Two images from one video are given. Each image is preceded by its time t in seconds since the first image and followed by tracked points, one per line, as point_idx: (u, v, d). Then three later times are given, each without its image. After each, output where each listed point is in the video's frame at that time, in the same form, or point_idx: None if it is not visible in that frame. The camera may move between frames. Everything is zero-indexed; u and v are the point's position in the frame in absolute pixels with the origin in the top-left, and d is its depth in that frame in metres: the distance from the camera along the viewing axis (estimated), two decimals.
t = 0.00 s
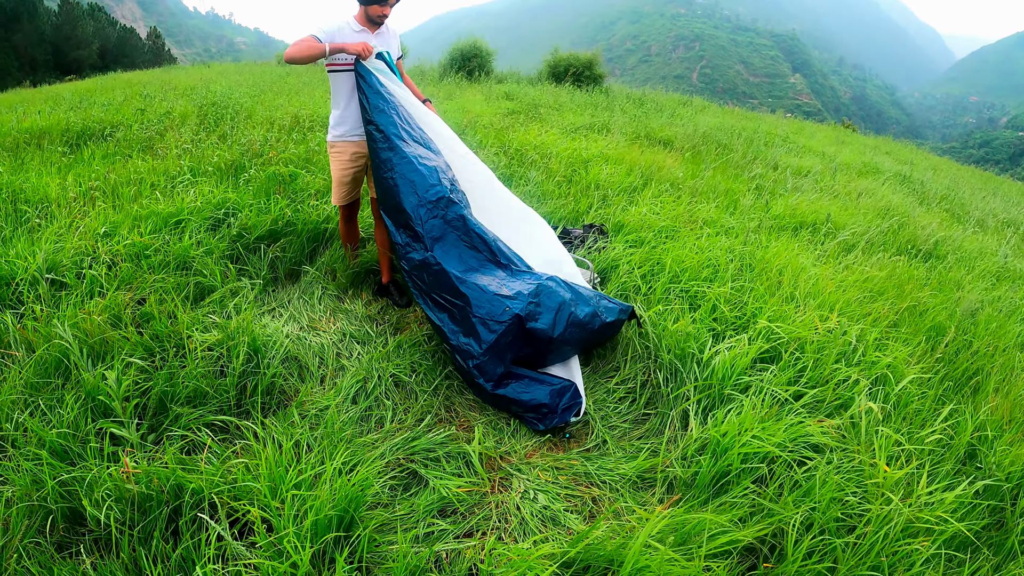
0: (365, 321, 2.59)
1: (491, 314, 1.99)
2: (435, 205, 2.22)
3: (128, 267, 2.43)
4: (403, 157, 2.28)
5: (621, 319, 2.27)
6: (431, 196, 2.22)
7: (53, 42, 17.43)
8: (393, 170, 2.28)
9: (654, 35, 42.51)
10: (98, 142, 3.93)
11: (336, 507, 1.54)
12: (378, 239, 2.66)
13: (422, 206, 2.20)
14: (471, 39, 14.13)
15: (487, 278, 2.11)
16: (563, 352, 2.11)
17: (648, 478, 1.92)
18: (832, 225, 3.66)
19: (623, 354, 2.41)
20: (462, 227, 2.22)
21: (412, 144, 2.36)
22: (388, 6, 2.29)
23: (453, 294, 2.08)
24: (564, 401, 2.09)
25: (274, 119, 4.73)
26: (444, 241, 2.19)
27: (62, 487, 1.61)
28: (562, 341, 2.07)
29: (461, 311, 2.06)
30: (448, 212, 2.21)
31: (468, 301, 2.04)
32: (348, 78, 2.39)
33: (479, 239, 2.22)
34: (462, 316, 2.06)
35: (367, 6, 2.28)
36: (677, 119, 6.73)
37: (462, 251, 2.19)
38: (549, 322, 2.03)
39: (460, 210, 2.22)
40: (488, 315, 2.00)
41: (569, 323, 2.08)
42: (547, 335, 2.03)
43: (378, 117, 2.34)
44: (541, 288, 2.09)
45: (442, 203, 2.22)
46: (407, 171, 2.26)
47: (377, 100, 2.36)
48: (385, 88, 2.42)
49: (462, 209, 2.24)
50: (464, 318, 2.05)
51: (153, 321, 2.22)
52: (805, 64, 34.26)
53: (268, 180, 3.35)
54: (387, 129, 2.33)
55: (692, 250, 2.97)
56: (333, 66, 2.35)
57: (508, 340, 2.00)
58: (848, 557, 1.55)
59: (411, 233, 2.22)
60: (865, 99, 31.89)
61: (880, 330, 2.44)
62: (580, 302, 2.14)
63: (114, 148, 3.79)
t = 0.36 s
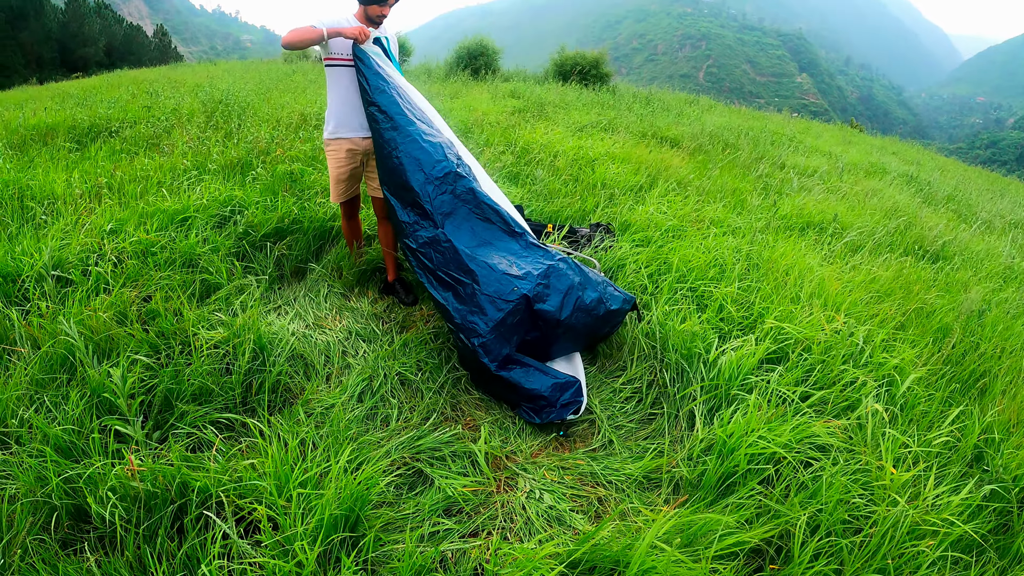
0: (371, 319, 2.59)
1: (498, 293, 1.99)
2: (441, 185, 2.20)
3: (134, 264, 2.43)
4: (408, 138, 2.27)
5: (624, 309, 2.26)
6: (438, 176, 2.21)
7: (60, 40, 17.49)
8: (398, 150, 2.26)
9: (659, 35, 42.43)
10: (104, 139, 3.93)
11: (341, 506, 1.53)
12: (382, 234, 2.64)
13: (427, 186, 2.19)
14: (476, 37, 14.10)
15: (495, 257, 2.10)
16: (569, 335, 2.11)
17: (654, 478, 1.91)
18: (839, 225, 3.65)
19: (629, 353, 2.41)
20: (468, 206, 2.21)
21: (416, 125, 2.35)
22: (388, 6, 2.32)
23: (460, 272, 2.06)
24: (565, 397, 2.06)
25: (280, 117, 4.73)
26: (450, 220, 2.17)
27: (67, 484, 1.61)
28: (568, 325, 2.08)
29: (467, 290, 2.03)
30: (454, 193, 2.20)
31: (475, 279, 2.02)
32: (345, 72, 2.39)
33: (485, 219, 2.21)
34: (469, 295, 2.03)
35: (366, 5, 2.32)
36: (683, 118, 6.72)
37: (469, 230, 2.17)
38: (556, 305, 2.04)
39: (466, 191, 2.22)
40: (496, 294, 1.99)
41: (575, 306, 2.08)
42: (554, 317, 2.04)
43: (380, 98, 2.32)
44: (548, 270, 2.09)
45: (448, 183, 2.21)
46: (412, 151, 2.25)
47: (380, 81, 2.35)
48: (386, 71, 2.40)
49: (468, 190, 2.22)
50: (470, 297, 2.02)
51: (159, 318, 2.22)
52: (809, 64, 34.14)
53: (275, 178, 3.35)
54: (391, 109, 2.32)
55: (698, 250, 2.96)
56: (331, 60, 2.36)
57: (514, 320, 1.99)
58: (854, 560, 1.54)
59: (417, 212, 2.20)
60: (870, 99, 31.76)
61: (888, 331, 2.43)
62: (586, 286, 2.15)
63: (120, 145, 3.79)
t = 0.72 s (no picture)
0: (365, 322, 2.58)
1: (493, 274, 1.97)
2: (429, 166, 2.16)
3: (127, 269, 2.42)
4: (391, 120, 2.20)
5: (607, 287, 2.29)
6: (425, 157, 2.16)
7: (54, 44, 17.43)
8: (382, 132, 2.20)
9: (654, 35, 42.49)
10: (97, 144, 3.92)
11: (335, 511, 1.53)
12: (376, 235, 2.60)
13: (415, 167, 2.15)
14: (471, 38, 14.09)
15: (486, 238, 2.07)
16: (561, 315, 2.11)
17: (650, 480, 1.90)
18: (834, 224, 3.65)
19: (624, 354, 2.40)
20: (457, 186, 2.16)
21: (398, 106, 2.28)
22: (376, 10, 2.39)
23: (453, 254, 2.02)
24: (554, 396, 2.08)
25: (274, 120, 4.72)
26: (440, 199, 2.12)
27: (60, 491, 1.59)
28: (561, 304, 2.08)
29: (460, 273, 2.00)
30: (441, 174, 2.15)
31: (468, 262, 1.99)
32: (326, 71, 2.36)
33: (474, 197, 2.15)
34: (462, 278, 1.99)
35: (356, 8, 2.37)
36: (678, 118, 6.72)
37: (459, 209, 2.12)
38: (549, 284, 2.03)
39: (453, 171, 2.17)
40: (490, 275, 1.97)
41: (566, 285, 2.09)
42: (548, 297, 2.03)
43: (358, 81, 2.25)
44: (539, 249, 2.08)
45: (436, 164, 2.17)
46: (397, 132, 2.19)
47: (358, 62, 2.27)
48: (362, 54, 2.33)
49: (455, 169, 2.18)
50: (463, 280, 1.99)
51: (152, 323, 2.20)
52: (805, 63, 34.23)
53: (268, 181, 3.34)
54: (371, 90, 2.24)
55: (693, 249, 2.95)
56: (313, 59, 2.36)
57: (510, 301, 1.97)
58: (851, 560, 1.54)
59: (406, 195, 2.14)
60: (865, 98, 31.85)
61: (883, 330, 2.43)
62: (574, 263, 2.15)
63: (113, 149, 3.78)
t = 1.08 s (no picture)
0: (359, 327, 2.57)
1: (476, 296, 1.93)
2: (395, 192, 2.07)
3: (119, 276, 2.41)
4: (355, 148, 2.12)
5: (587, 282, 2.31)
6: (393, 181, 2.08)
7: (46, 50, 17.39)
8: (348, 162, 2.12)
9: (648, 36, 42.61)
10: (89, 151, 3.90)
11: (329, 518, 1.52)
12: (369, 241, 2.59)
13: (385, 194, 2.07)
14: (464, 42, 14.11)
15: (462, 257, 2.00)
16: (546, 322, 2.11)
17: (645, 482, 1.90)
18: (827, 223, 3.66)
19: (618, 357, 2.40)
20: (428, 205, 2.05)
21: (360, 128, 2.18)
22: (361, 15, 2.29)
23: (433, 281, 1.98)
24: (550, 405, 2.07)
25: (266, 125, 4.71)
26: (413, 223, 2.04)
27: (53, 501, 1.58)
28: (545, 311, 2.07)
29: (443, 299, 1.96)
30: (410, 195, 2.07)
31: (449, 286, 1.95)
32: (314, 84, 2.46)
33: (447, 213, 2.06)
34: (445, 303, 1.96)
35: (339, 14, 2.27)
36: (671, 119, 6.74)
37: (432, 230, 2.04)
38: (532, 294, 2.02)
39: (422, 190, 2.09)
40: (472, 297, 1.93)
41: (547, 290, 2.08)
42: (531, 306, 2.01)
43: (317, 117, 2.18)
44: (517, 260, 2.04)
45: (404, 185, 2.08)
46: (360, 163, 2.11)
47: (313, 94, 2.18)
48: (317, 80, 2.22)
49: (424, 187, 2.09)
50: (447, 305, 1.95)
51: (145, 331, 2.19)
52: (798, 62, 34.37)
53: (260, 187, 3.33)
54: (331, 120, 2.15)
55: (686, 251, 2.96)
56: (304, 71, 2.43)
57: (496, 320, 1.95)
58: (848, 560, 1.53)
59: (380, 224, 2.07)
60: (859, 96, 31.99)
61: (877, 329, 2.43)
62: (552, 266, 2.14)
63: (105, 156, 3.76)
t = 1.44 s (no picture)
0: (356, 331, 2.57)
1: (445, 358, 1.95)
2: (378, 250, 2.15)
3: (116, 281, 2.40)
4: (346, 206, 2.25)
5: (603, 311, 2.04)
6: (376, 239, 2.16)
7: (43, 55, 17.39)
8: (341, 219, 2.28)
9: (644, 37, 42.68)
10: (86, 156, 3.89)
11: (327, 523, 1.51)
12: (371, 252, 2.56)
13: (370, 253, 2.17)
14: (460, 44, 14.13)
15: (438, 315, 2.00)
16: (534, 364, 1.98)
17: (644, 485, 1.89)
18: (824, 223, 3.66)
19: (616, 359, 2.39)
20: (405, 263, 2.07)
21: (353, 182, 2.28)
22: (389, 22, 2.29)
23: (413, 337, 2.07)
24: (540, 391, 2.04)
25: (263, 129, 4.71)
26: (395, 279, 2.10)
27: (51, 508, 1.57)
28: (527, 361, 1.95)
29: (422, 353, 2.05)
30: (391, 253, 2.11)
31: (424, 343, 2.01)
32: (338, 98, 2.54)
33: (424, 270, 2.04)
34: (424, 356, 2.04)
35: (367, 21, 2.28)
36: (667, 121, 6.75)
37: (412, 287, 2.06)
38: (506, 351, 1.90)
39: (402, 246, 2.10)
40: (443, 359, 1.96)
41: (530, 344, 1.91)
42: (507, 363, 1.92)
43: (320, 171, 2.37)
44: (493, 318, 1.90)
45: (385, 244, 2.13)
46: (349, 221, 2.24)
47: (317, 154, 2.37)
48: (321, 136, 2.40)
49: (404, 244, 2.10)
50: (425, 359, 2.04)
51: (142, 336, 2.19)
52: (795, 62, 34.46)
53: (257, 191, 3.32)
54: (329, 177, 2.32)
55: (684, 252, 2.96)
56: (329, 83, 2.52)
57: (468, 376, 1.96)
58: (848, 561, 1.53)
59: (371, 277, 2.21)
60: (855, 96, 32.09)
61: (875, 329, 2.42)
62: (546, 315, 1.91)
63: (102, 160, 3.75)
